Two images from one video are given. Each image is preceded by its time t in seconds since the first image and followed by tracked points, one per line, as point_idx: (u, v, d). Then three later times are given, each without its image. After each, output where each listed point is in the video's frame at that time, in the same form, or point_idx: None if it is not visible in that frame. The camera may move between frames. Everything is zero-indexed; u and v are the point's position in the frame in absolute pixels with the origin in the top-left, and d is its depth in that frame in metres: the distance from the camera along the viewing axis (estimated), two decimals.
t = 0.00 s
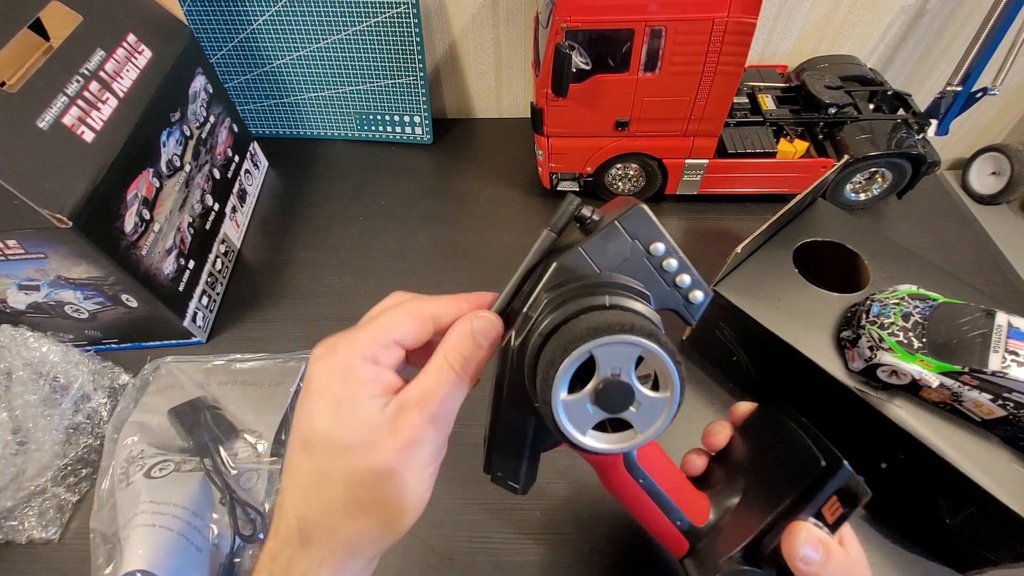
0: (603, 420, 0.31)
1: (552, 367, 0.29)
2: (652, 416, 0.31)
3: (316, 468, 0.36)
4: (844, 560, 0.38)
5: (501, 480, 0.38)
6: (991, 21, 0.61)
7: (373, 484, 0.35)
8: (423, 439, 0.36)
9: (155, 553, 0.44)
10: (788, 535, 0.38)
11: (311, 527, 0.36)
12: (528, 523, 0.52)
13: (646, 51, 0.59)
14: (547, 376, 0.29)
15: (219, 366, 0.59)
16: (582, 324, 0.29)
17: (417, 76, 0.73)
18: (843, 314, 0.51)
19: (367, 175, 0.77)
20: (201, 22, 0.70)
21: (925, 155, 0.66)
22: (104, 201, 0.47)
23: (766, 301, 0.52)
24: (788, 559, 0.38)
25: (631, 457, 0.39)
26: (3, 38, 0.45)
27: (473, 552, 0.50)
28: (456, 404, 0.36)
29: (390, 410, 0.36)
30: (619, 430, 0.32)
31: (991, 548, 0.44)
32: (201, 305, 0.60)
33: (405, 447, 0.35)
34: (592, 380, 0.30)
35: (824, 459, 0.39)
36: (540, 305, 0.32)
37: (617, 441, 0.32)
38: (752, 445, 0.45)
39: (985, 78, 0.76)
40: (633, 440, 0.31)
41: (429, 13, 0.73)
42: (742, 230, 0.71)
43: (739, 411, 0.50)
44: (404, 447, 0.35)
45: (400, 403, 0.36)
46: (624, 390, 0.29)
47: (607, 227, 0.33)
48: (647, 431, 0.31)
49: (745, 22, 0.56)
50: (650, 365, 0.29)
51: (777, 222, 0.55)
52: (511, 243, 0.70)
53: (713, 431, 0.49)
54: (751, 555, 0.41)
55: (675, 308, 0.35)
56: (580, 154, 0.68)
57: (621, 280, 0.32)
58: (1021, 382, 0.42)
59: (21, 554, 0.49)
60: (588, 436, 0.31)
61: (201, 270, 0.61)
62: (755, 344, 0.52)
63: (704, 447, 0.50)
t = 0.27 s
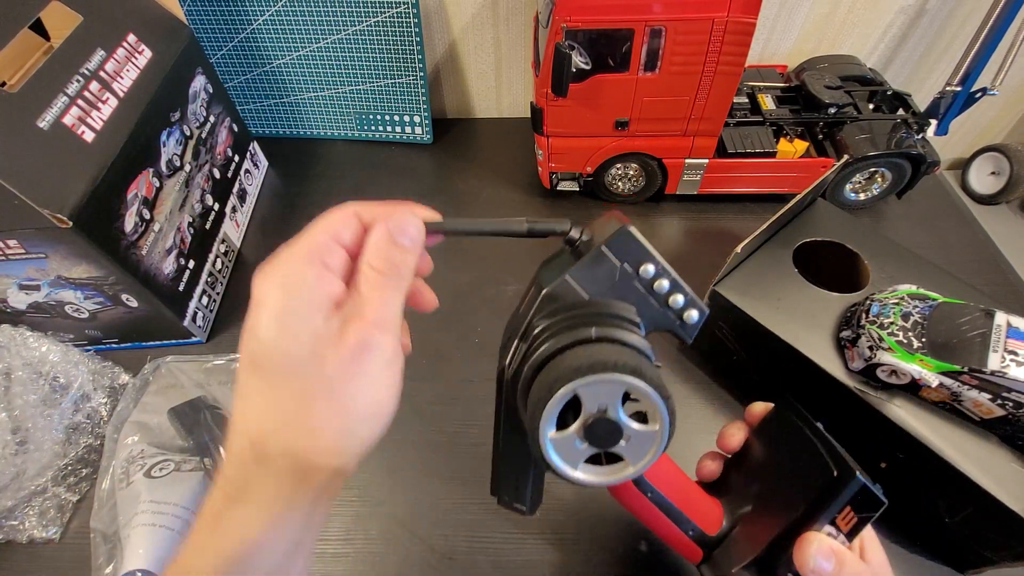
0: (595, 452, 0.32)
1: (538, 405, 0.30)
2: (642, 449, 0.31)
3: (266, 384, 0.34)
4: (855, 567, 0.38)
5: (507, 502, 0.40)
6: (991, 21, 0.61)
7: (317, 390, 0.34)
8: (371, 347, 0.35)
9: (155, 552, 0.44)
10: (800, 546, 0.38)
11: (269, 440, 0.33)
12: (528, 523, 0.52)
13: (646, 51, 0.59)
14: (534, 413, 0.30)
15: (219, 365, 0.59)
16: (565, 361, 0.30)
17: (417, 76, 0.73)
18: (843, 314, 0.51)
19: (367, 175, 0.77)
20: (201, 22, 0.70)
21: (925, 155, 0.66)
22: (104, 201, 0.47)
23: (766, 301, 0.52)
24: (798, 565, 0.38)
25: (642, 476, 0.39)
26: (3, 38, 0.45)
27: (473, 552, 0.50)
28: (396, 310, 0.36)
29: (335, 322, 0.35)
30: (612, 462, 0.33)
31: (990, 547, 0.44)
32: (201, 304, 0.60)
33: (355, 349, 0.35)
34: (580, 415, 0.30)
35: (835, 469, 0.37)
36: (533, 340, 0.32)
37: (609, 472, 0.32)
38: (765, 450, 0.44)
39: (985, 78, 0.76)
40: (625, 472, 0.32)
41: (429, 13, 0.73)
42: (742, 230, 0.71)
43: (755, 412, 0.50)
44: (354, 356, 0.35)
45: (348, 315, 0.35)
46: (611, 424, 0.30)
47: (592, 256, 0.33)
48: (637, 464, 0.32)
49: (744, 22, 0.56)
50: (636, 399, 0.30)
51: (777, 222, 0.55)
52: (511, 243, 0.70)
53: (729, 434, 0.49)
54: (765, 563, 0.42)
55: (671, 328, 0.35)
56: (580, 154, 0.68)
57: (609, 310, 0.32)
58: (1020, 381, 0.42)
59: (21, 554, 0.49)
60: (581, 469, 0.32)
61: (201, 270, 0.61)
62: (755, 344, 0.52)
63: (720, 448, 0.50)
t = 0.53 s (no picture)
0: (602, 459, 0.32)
1: (548, 413, 0.30)
2: (649, 456, 0.31)
3: (267, 309, 0.35)
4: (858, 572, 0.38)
5: (514, 511, 0.40)
6: (990, 21, 0.61)
7: (313, 313, 0.35)
8: (366, 279, 0.36)
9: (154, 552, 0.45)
10: (801, 550, 0.37)
11: (260, 358, 0.35)
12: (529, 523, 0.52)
13: (645, 51, 0.59)
14: (542, 422, 0.30)
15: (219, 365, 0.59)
16: (572, 370, 0.30)
17: (417, 76, 0.73)
18: (843, 314, 0.52)
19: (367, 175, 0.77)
20: (201, 21, 0.70)
21: (924, 156, 0.66)
22: (104, 200, 0.47)
23: (766, 301, 0.52)
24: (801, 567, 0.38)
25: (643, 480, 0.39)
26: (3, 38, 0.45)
27: (474, 552, 0.50)
28: (399, 249, 0.37)
29: (335, 253, 0.37)
30: (619, 467, 0.33)
31: (989, 547, 0.44)
32: (201, 304, 0.60)
33: (352, 279, 0.36)
34: (588, 421, 0.30)
35: (833, 471, 0.37)
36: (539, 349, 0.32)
37: (618, 477, 0.32)
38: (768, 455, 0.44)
39: (984, 78, 0.76)
40: (633, 477, 0.32)
41: (428, 13, 0.73)
42: (742, 229, 0.71)
43: (755, 417, 0.50)
44: (347, 288, 0.36)
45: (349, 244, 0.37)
46: (619, 431, 0.30)
47: (594, 267, 0.33)
48: (646, 470, 0.32)
49: (744, 22, 0.56)
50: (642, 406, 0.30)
51: (777, 221, 0.55)
52: (511, 243, 0.70)
53: (728, 440, 0.49)
54: (768, 566, 0.41)
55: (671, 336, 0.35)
56: (580, 154, 0.68)
57: (613, 321, 0.32)
58: (1019, 381, 0.42)
59: (22, 553, 0.50)
60: (590, 475, 0.32)
61: (201, 269, 0.61)
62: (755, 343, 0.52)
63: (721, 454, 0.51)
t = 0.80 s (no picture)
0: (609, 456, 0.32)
1: (555, 408, 0.30)
2: (657, 453, 0.31)
3: (285, 296, 0.35)
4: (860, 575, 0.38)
5: (518, 510, 0.40)
6: (989, 20, 0.61)
7: (331, 305, 0.35)
8: (380, 270, 0.37)
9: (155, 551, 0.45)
10: (806, 552, 0.37)
11: (279, 346, 0.35)
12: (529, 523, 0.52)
13: (645, 51, 0.59)
14: (550, 419, 0.30)
15: (219, 365, 0.59)
16: (579, 366, 0.30)
17: (417, 76, 0.73)
18: (843, 314, 0.52)
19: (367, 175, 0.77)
20: (201, 21, 0.70)
21: (924, 156, 0.66)
22: (104, 200, 0.47)
23: (765, 301, 0.52)
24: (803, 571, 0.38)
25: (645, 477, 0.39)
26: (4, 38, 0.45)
27: (474, 552, 0.50)
28: (410, 238, 0.38)
29: (352, 243, 0.36)
30: (626, 465, 0.33)
31: (989, 547, 0.44)
32: (201, 303, 0.60)
33: (368, 270, 0.36)
34: (595, 419, 0.31)
35: (842, 472, 0.37)
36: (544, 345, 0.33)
37: (626, 475, 0.32)
38: (772, 458, 0.44)
39: (984, 78, 0.76)
40: (640, 474, 0.32)
41: (428, 13, 0.73)
42: (742, 229, 0.71)
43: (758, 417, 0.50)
44: (363, 277, 0.36)
45: (364, 233, 0.37)
46: (627, 427, 0.30)
47: (601, 262, 0.33)
48: (653, 467, 0.32)
49: (744, 22, 0.56)
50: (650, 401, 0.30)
51: (776, 221, 0.55)
52: (512, 243, 0.70)
53: (731, 441, 0.49)
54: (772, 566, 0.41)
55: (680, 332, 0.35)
56: (580, 154, 0.68)
57: (617, 316, 0.32)
58: (1017, 381, 0.42)
59: (23, 552, 0.50)
60: (597, 473, 0.32)
61: (201, 269, 0.61)
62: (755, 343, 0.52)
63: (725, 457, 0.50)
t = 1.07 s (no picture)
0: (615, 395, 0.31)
1: (568, 333, 0.30)
2: (661, 390, 0.31)
3: (277, 336, 0.33)
4: (857, 546, 0.36)
5: (518, 456, 0.38)
6: (988, 21, 0.61)
7: (319, 349, 0.34)
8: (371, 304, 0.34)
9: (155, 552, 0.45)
10: (801, 518, 0.37)
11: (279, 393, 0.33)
12: (529, 523, 0.52)
13: (645, 51, 0.59)
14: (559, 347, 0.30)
15: (219, 365, 0.59)
16: (592, 301, 0.30)
17: (417, 76, 0.73)
18: (843, 314, 0.52)
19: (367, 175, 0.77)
20: (202, 21, 0.70)
21: (923, 155, 0.66)
22: (105, 200, 0.47)
23: (765, 301, 0.53)
24: (801, 544, 0.37)
25: (646, 435, 0.39)
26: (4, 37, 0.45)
27: (474, 551, 0.50)
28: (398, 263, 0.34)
29: (336, 286, 0.33)
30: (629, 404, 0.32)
31: (987, 546, 0.45)
32: (201, 303, 0.60)
33: (354, 311, 0.34)
34: (604, 351, 0.30)
35: (835, 443, 0.41)
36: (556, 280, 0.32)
37: (629, 413, 0.31)
38: (768, 441, 0.46)
39: (983, 78, 0.76)
40: (642, 412, 0.31)
41: (428, 13, 0.73)
42: (741, 229, 0.71)
43: (756, 404, 0.51)
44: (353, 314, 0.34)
45: (350, 272, 0.33)
46: (635, 361, 0.30)
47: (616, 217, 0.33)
48: (655, 405, 0.31)
49: (744, 22, 0.56)
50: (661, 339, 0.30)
51: (776, 221, 0.55)
52: (511, 243, 0.70)
53: (729, 423, 0.51)
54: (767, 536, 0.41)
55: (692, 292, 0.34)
56: (580, 154, 0.68)
57: (630, 265, 0.32)
58: (1016, 380, 0.42)
59: (24, 552, 0.50)
60: (603, 408, 0.31)
61: (201, 269, 0.61)
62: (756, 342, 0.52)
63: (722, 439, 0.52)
